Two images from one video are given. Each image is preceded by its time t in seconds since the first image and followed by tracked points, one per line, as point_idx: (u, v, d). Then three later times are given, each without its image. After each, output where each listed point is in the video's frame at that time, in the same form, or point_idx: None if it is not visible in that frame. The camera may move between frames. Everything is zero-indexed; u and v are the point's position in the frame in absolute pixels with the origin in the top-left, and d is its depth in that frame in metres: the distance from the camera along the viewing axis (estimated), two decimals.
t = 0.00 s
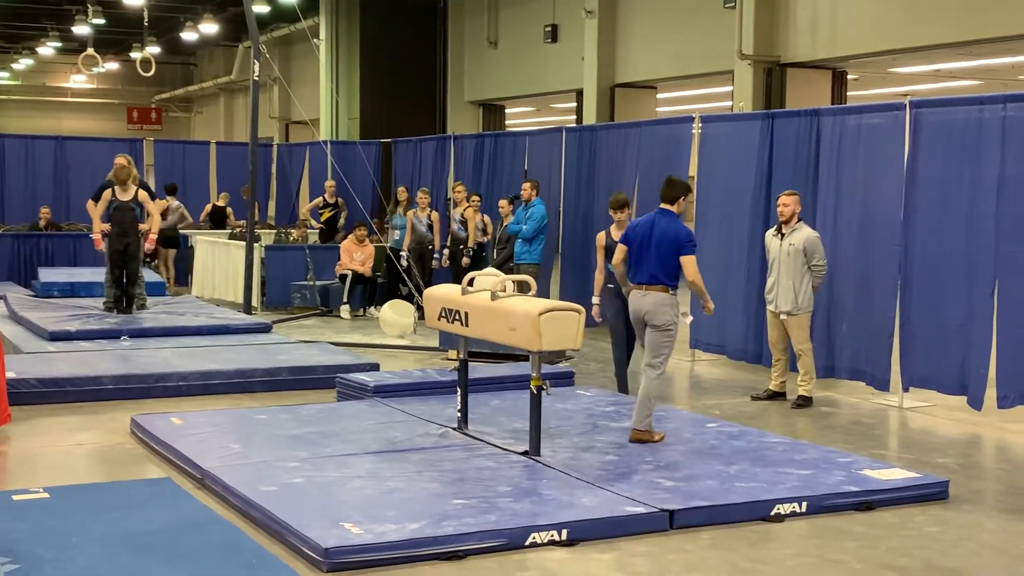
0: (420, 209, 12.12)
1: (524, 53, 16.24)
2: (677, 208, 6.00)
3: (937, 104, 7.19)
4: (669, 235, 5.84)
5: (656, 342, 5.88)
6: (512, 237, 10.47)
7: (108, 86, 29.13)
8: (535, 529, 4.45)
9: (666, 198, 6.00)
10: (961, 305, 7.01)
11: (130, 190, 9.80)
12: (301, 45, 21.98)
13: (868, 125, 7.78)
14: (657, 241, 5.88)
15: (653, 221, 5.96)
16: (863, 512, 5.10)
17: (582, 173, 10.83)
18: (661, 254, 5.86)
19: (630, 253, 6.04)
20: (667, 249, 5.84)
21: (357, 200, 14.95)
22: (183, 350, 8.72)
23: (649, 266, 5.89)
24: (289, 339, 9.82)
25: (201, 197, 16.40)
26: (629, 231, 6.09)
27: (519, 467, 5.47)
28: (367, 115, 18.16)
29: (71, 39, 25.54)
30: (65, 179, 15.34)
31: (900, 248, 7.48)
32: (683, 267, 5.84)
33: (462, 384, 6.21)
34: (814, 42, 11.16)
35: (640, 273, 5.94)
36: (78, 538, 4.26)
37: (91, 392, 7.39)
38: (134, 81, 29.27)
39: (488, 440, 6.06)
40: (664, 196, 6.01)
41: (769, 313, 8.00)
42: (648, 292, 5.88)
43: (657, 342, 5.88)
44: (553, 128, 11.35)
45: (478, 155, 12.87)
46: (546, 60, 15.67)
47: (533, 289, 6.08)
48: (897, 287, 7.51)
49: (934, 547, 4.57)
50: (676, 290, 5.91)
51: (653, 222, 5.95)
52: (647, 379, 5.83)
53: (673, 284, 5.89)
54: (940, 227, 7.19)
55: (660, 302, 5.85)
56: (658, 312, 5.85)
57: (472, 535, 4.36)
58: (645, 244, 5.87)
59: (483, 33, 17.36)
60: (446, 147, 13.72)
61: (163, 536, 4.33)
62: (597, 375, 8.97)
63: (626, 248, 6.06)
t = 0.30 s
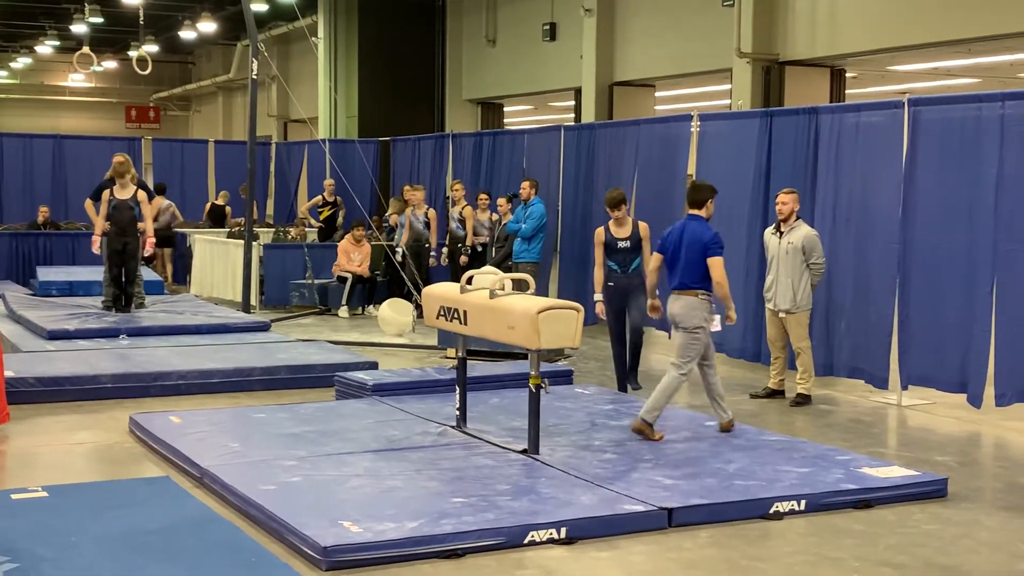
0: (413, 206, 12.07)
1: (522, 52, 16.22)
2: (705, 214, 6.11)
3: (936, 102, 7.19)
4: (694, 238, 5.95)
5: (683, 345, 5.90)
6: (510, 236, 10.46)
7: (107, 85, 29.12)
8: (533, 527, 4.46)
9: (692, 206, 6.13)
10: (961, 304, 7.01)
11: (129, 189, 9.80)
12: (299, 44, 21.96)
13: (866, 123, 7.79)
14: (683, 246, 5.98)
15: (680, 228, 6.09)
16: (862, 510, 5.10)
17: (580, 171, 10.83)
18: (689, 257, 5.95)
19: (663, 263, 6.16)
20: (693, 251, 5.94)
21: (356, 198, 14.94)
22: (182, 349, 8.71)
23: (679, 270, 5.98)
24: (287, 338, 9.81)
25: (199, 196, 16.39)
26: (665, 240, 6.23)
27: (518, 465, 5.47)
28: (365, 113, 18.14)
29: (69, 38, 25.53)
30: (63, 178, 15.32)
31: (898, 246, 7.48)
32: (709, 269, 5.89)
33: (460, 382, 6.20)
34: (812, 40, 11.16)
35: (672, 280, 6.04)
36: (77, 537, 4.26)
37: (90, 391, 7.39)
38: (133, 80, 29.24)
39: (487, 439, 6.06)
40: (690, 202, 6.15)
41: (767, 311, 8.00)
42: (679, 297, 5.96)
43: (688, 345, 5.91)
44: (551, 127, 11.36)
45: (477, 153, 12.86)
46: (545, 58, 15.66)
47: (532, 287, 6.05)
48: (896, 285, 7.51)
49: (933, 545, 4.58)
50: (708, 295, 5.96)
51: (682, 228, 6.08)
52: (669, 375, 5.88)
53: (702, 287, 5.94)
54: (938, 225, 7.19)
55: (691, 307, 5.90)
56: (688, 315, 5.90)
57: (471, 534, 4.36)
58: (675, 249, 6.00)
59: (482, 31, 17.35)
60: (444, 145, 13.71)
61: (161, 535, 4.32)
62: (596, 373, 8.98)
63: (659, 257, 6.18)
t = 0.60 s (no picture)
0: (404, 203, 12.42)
1: (520, 48, 16.21)
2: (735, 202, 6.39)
3: (933, 97, 7.19)
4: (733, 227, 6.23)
5: (743, 329, 6.18)
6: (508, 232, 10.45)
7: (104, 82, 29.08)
8: (532, 523, 4.46)
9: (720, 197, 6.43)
10: (960, 299, 7.01)
11: (127, 186, 9.80)
12: (296, 41, 21.94)
13: (864, 118, 7.79)
14: (719, 235, 6.27)
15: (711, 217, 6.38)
16: (861, 505, 5.11)
17: (577, 167, 10.82)
18: (729, 246, 6.23)
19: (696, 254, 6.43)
20: (729, 238, 6.23)
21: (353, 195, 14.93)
22: (180, 346, 8.70)
23: (720, 260, 6.25)
24: (286, 334, 9.81)
25: (197, 193, 16.37)
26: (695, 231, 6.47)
27: (517, 461, 5.47)
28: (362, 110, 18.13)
29: (66, 35, 25.50)
30: (61, 176, 15.30)
31: (896, 241, 7.49)
32: (747, 255, 6.18)
33: (459, 378, 6.21)
34: (809, 35, 11.16)
35: (709, 268, 6.30)
36: (75, 534, 4.25)
37: (88, 388, 7.38)
38: (130, 77, 29.19)
39: (485, 435, 6.06)
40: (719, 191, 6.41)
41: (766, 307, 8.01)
42: (720, 285, 6.21)
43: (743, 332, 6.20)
44: (548, 123, 11.35)
45: (475, 150, 12.85)
46: (542, 54, 15.65)
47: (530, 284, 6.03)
48: (893, 280, 7.51)
49: (931, 540, 4.58)
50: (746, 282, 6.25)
51: (716, 219, 6.35)
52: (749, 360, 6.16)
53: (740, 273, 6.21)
54: (936, 221, 7.19)
55: (734, 294, 6.19)
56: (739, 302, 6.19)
57: (470, 530, 4.36)
58: (714, 239, 6.26)
59: (479, 28, 17.34)
60: (442, 141, 13.70)
61: (160, 532, 4.32)
62: (594, 369, 8.98)
63: (691, 247, 6.45)
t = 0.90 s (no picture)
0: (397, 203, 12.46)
1: (518, 48, 16.21)
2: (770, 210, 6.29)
3: (931, 95, 7.19)
4: (788, 236, 6.14)
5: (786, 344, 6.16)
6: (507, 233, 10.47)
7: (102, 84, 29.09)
8: (532, 523, 4.45)
9: (760, 201, 6.25)
10: (960, 297, 7.01)
11: (126, 187, 9.79)
12: (293, 41, 21.93)
13: (862, 117, 7.78)
14: (780, 244, 6.13)
15: (760, 222, 6.16)
16: (860, 503, 5.10)
17: (576, 167, 10.82)
18: (785, 255, 6.14)
19: (741, 259, 6.15)
20: (788, 247, 6.15)
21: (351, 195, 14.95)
22: (179, 347, 8.70)
23: (777, 268, 6.13)
24: (284, 335, 9.80)
25: (195, 194, 16.38)
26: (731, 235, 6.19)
27: (516, 461, 5.47)
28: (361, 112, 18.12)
29: (64, 37, 25.49)
30: (59, 177, 15.30)
31: (895, 240, 7.48)
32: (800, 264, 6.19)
33: (458, 378, 6.20)
34: (808, 34, 11.16)
35: (762, 275, 6.13)
36: (75, 536, 4.25)
37: (87, 390, 7.38)
38: (128, 78, 29.18)
39: (485, 435, 6.06)
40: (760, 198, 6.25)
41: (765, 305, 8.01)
42: (777, 293, 6.13)
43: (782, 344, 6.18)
44: (546, 123, 11.36)
45: (473, 150, 12.85)
46: (540, 53, 15.65)
47: (530, 284, 6.03)
48: (892, 279, 7.50)
49: (931, 538, 4.58)
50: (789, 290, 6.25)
51: (764, 225, 6.16)
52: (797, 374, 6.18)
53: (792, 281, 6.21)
54: (935, 219, 7.19)
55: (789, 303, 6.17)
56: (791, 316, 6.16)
57: (470, 530, 4.35)
58: (773, 246, 6.10)
59: (477, 28, 17.33)
60: (440, 141, 13.69)
61: (160, 533, 4.32)
62: (594, 369, 8.98)
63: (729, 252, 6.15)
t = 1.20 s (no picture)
0: (392, 200, 12.53)
1: (518, 43, 16.19)
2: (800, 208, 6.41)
3: (933, 89, 7.18)
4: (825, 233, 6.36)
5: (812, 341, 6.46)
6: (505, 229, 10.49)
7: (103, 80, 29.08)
8: (533, 519, 4.45)
9: (799, 196, 6.34)
10: (962, 291, 7.01)
11: (127, 184, 9.78)
12: (294, 37, 21.91)
13: (864, 111, 7.77)
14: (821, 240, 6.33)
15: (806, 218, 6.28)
16: (862, 499, 5.10)
17: (577, 162, 10.80)
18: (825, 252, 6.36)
19: (802, 254, 6.19)
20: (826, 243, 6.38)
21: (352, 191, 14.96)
22: (181, 344, 8.70)
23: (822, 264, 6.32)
24: (286, 332, 9.80)
25: (196, 191, 16.38)
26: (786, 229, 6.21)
27: (517, 457, 5.47)
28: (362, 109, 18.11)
29: (65, 33, 25.48)
30: (61, 174, 15.30)
31: (896, 235, 7.48)
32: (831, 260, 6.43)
33: (460, 374, 6.20)
34: (809, 29, 11.14)
35: (813, 271, 6.26)
36: (77, 533, 4.25)
37: (89, 386, 7.38)
38: (128, 75, 29.18)
39: (486, 431, 6.06)
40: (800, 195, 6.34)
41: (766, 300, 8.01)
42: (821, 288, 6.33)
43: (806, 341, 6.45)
44: (548, 118, 11.34)
45: (474, 146, 12.84)
46: (540, 48, 15.64)
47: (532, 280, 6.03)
48: (894, 273, 7.49)
49: (933, 533, 4.58)
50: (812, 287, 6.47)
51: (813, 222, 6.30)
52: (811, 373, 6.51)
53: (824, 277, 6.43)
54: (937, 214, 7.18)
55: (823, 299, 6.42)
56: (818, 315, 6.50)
57: (471, 526, 4.36)
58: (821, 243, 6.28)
59: (477, 23, 17.31)
60: (441, 137, 13.68)
61: (162, 530, 4.33)
62: (595, 365, 8.98)
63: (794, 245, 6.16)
